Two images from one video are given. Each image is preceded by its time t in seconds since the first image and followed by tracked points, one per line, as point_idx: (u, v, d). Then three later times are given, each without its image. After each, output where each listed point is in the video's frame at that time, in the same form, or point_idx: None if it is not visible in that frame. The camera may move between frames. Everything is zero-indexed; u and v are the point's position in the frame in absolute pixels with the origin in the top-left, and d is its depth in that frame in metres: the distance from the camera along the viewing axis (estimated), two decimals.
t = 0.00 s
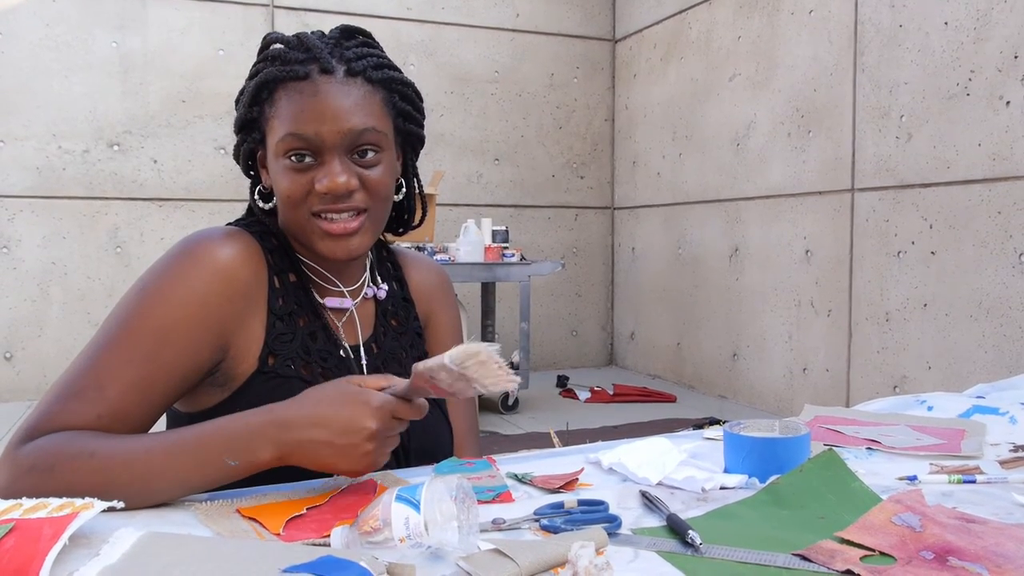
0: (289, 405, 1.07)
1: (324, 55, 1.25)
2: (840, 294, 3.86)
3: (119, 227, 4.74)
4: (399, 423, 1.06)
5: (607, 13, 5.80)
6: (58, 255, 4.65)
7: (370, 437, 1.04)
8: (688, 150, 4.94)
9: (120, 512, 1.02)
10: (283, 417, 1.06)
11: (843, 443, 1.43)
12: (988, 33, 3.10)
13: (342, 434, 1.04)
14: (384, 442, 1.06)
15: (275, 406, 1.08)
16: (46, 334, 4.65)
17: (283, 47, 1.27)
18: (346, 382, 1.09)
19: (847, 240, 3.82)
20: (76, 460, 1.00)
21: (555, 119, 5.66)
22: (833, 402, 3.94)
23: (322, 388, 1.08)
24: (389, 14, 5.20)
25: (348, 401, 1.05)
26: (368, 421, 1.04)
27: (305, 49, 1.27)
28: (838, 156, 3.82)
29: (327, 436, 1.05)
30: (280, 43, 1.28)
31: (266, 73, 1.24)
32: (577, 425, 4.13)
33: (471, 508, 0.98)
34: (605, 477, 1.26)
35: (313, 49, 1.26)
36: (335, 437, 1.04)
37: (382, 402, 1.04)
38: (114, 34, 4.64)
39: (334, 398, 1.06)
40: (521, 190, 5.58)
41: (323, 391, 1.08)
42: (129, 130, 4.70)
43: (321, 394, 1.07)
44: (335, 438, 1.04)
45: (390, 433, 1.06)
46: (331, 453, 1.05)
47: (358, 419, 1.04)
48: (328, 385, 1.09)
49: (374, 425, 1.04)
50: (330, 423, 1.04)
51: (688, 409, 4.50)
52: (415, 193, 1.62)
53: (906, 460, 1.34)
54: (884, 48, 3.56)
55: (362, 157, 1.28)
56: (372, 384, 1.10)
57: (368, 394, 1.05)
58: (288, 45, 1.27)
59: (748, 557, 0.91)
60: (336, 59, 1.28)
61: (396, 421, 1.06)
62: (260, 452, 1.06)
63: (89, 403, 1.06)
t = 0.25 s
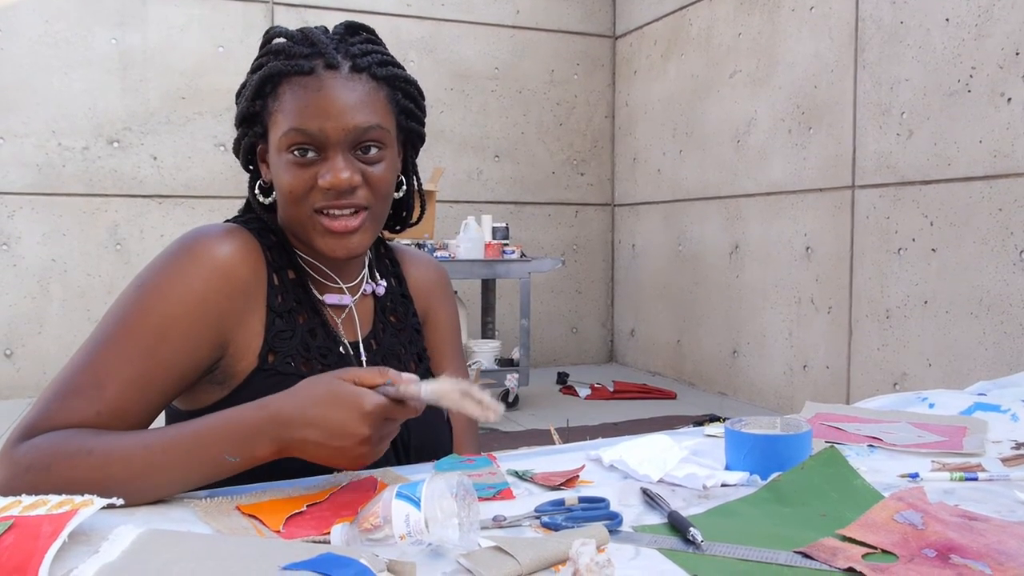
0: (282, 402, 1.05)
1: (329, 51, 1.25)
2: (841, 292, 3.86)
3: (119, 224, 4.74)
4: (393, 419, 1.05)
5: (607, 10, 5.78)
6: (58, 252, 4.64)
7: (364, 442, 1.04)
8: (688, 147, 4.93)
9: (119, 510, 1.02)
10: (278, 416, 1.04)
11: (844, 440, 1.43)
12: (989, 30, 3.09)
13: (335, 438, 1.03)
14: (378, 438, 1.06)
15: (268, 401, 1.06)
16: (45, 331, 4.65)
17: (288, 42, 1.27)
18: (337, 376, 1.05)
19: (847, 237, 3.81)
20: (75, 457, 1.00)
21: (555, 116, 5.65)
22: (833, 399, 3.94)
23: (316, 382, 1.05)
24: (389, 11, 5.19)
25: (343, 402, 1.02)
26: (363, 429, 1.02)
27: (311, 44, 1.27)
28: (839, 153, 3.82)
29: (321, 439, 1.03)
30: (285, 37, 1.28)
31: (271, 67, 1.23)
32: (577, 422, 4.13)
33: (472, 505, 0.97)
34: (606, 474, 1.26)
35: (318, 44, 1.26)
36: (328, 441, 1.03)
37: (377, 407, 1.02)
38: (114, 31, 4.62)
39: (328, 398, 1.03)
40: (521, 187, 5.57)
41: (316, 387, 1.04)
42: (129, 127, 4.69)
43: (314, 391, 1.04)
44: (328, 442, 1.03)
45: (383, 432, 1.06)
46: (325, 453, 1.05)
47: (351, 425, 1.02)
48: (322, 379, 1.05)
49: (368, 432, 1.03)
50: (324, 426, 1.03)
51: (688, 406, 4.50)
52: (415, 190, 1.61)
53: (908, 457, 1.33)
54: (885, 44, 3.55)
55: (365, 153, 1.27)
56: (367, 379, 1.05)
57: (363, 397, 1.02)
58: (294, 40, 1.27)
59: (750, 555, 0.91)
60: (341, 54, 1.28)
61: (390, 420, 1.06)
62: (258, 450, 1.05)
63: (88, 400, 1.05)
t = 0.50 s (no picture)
0: (281, 404, 1.04)
1: (328, 48, 1.25)
2: (842, 289, 3.85)
3: (120, 221, 4.74)
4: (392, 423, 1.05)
5: (608, 6, 5.77)
6: (59, 249, 4.64)
7: (364, 447, 1.03)
8: (689, 144, 4.92)
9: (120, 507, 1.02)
10: (277, 417, 1.04)
11: (845, 437, 1.42)
12: (991, 26, 3.09)
13: (334, 443, 1.03)
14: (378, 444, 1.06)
15: (268, 404, 1.05)
16: (47, 328, 4.65)
17: (290, 39, 1.27)
18: (334, 379, 1.04)
19: (849, 234, 3.81)
20: (76, 455, 1.00)
21: (556, 113, 5.65)
22: (835, 396, 3.93)
23: (313, 385, 1.04)
24: (390, 8, 5.18)
25: (340, 408, 1.02)
26: (362, 436, 1.02)
27: (311, 41, 1.27)
28: (840, 149, 3.81)
29: (319, 444, 1.03)
30: (289, 34, 1.28)
31: (270, 63, 1.24)
32: (578, 419, 4.13)
33: (472, 502, 0.97)
34: (607, 471, 1.26)
35: (318, 41, 1.26)
36: (328, 446, 1.03)
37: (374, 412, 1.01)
38: (114, 28, 4.62)
39: (325, 402, 1.02)
40: (522, 184, 5.57)
41: (314, 390, 1.04)
42: (130, 124, 4.68)
43: (311, 394, 1.03)
44: (327, 446, 1.03)
45: (382, 437, 1.05)
46: (326, 456, 1.05)
47: (350, 431, 1.02)
48: (320, 381, 1.05)
49: (367, 438, 1.02)
50: (322, 432, 1.02)
51: (689, 403, 4.50)
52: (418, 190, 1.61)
53: (909, 455, 1.33)
54: (886, 41, 3.54)
55: (361, 152, 1.27)
56: (365, 383, 1.05)
57: (361, 401, 1.02)
58: (295, 37, 1.27)
59: (751, 552, 0.91)
60: (341, 52, 1.27)
61: (389, 425, 1.05)
62: (258, 448, 1.05)
63: (89, 397, 1.05)
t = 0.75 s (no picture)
0: (284, 404, 1.04)
1: (334, 46, 1.25)
2: (843, 289, 3.85)
3: (122, 219, 4.74)
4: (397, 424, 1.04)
5: (610, 5, 5.77)
6: (61, 246, 4.64)
7: (366, 447, 1.03)
8: (690, 143, 4.92)
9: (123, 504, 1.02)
10: (281, 416, 1.04)
11: (847, 437, 1.43)
12: (993, 27, 3.08)
13: (337, 442, 1.02)
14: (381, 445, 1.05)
15: (271, 403, 1.05)
16: (48, 325, 4.65)
17: (297, 35, 1.28)
18: (340, 379, 1.04)
19: (850, 234, 3.81)
20: (79, 452, 1.00)
21: (558, 112, 5.65)
22: (836, 396, 3.93)
23: (319, 384, 1.04)
24: (392, 6, 5.18)
25: (345, 407, 1.02)
26: (365, 435, 1.02)
27: (317, 39, 1.27)
28: (842, 149, 3.81)
29: (323, 442, 1.03)
30: (296, 31, 1.29)
31: (275, 59, 1.24)
32: (579, 419, 4.13)
33: (475, 500, 0.98)
34: (609, 471, 1.26)
35: (324, 39, 1.26)
36: (330, 445, 1.03)
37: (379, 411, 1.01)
38: (116, 25, 4.62)
39: (330, 401, 1.02)
40: (524, 183, 5.57)
41: (319, 389, 1.04)
42: (132, 122, 4.68)
43: (316, 394, 1.03)
44: (330, 445, 1.03)
45: (386, 438, 1.05)
46: (327, 455, 1.04)
47: (353, 430, 1.02)
48: (325, 380, 1.05)
49: (370, 437, 1.02)
50: (326, 430, 1.02)
51: (689, 403, 4.50)
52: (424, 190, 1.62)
53: (911, 455, 1.33)
54: (888, 41, 3.54)
55: (362, 150, 1.27)
56: (369, 383, 1.04)
57: (365, 400, 1.02)
58: (302, 33, 1.27)
59: (753, 552, 0.91)
60: (345, 50, 1.28)
61: (393, 425, 1.04)
62: (261, 447, 1.05)
63: (91, 394, 1.05)
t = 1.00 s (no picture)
0: (288, 406, 1.05)
1: (337, 50, 1.26)
2: (845, 291, 3.85)
3: (124, 219, 4.74)
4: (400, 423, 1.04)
5: (612, 7, 5.77)
6: (63, 246, 4.65)
7: (369, 448, 1.03)
8: (692, 145, 4.93)
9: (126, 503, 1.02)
10: (285, 418, 1.04)
11: (849, 439, 1.43)
12: (996, 29, 3.08)
13: (340, 442, 1.03)
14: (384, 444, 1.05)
15: (276, 403, 1.06)
16: (50, 325, 4.66)
17: (300, 38, 1.28)
18: (344, 379, 1.05)
19: (851, 236, 3.81)
20: (83, 452, 1.00)
21: (560, 113, 5.65)
22: (837, 398, 3.93)
23: (323, 385, 1.04)
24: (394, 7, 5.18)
25: (349, 408, 1.02)
26: (368, 435, 1.02)
27: (321, 42, 1.27)
28: (844, 151, 3.81)
29: (326, 442, 1.03)
30: (300, 33, 1.29)
31: (279, 63, 1.24)
32: (580, 420, 4.13)
33: (478, 502, 0.97)
34: (610, 472, 1.26)
35: (327, 42, 1.27)
36: (334, 445, 1.03)
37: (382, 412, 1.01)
38: (119, 25, 4.63)
39: (334, 401, 1.03)
40: (525, 184, 5.57)
41: (323, 390, 1.04)
42: (134, 122, 4.69)
43: (321, 395, 1.04)
44: (333, 446, 1.03)
45: (389, 439, 1.05)
46: (331, 455, 1.04)
47: (357, 430, 1.02)
48: (330, 382, 1.05)
49: (374, 438, 1.02)
50: (329, 431, 1.02)
51: (690, 404, 4.50)
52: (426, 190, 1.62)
53: (912, 457, 1.33)
54: (890, 43, 3.54)
55: (366, 154, 1.27)
56: (373, 384, 1.04)
57: (369, 401, 1.02)
58: (305, 37, 1.28)
59: (753, 553, 0.91)
60: (349, 54, 1.28)
61: (396, 426, 1.05)
62: (265, 449, 1.05)
63: (96, 394, 1.06)
